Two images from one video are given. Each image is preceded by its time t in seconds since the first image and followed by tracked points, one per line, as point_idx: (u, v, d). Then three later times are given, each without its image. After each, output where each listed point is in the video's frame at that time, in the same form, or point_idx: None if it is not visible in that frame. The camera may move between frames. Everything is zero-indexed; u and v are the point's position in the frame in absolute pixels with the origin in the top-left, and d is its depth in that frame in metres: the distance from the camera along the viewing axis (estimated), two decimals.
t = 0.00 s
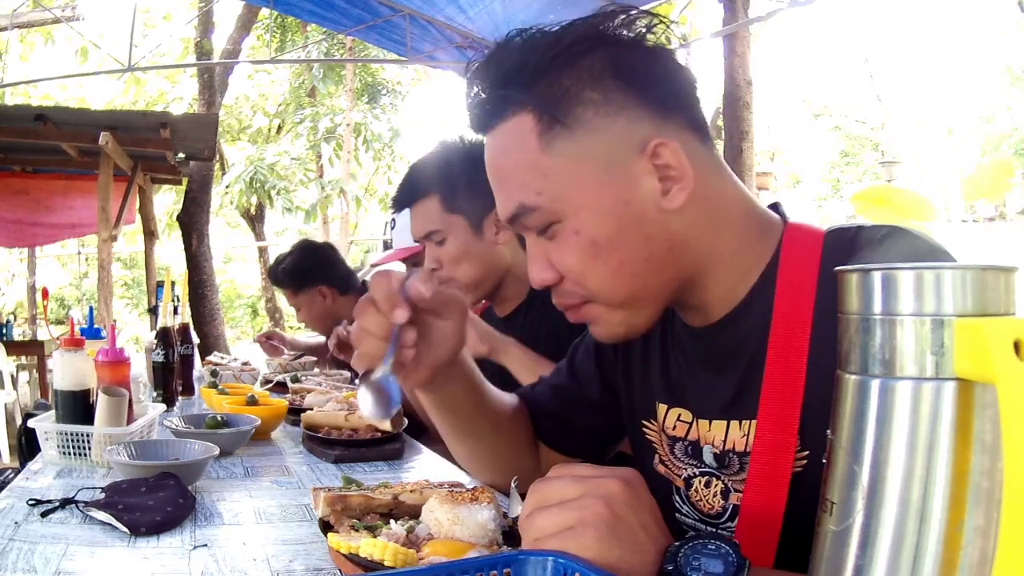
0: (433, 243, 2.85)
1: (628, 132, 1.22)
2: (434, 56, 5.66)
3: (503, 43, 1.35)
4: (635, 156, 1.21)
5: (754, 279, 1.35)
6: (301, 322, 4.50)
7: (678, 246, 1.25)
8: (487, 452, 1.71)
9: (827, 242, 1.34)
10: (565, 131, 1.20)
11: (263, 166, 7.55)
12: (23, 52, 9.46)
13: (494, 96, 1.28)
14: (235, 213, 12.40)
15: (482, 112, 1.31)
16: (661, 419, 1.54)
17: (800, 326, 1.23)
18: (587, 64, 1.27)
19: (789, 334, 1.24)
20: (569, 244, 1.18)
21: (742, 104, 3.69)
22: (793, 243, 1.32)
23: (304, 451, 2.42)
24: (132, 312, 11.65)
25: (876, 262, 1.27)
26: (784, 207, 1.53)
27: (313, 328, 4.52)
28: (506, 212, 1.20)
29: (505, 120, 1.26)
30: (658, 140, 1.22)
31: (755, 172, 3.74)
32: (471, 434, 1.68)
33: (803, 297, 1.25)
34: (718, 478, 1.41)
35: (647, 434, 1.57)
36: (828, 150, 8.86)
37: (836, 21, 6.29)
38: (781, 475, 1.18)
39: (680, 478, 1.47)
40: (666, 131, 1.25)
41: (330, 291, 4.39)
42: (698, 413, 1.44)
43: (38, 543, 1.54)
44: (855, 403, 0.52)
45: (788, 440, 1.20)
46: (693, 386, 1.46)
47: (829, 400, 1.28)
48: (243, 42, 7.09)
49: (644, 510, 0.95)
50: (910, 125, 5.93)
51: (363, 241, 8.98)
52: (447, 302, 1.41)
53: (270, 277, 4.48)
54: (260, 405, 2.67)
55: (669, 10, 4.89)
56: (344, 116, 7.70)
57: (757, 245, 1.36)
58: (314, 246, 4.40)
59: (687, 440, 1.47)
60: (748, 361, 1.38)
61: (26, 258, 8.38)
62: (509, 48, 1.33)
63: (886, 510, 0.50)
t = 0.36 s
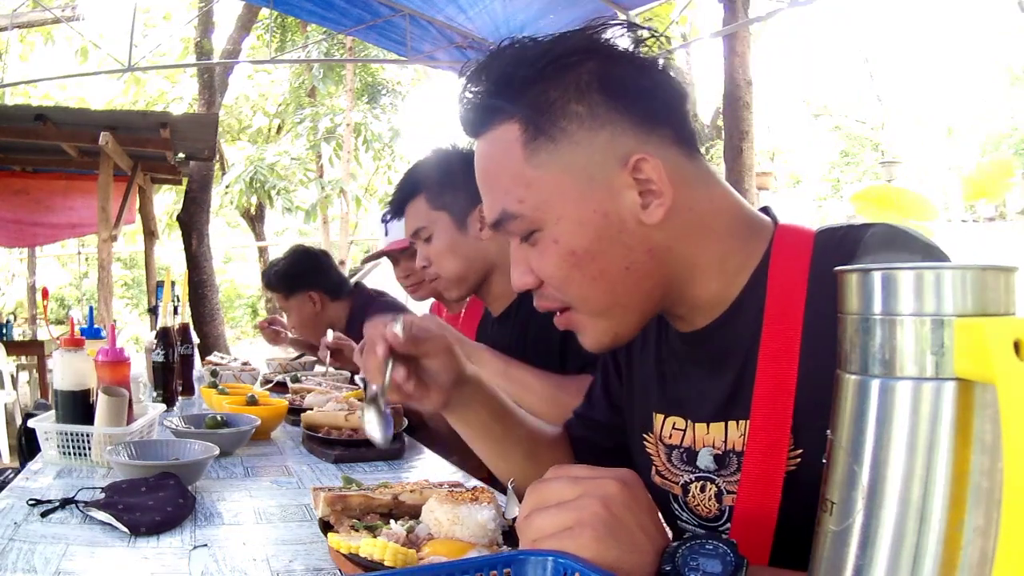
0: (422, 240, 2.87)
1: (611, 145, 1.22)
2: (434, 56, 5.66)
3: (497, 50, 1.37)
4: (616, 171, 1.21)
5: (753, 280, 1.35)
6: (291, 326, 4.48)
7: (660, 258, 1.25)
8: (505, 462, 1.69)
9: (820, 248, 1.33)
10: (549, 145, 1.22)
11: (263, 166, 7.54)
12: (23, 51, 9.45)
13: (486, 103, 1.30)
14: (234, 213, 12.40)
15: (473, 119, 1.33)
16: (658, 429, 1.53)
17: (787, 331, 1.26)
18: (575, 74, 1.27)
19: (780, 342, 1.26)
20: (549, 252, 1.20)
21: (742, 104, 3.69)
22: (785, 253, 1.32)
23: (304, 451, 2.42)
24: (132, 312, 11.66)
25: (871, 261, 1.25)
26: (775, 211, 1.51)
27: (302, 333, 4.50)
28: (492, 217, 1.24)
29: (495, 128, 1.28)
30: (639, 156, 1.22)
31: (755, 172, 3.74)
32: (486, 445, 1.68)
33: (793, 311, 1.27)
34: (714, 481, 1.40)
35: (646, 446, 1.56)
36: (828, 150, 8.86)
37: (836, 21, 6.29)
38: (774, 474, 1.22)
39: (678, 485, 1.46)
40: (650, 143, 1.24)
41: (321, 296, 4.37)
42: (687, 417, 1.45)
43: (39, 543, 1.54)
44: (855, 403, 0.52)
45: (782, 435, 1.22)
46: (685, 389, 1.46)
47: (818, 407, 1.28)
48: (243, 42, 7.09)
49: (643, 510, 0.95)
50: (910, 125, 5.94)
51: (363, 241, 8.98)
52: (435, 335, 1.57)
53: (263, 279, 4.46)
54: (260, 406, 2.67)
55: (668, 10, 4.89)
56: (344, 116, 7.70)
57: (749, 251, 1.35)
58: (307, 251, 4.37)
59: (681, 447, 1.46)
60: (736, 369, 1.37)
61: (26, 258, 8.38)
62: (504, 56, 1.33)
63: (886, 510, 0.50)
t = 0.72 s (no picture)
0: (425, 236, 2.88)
1: (604, 145, 1.22)
2: (434, 56, 5.65)
3: (486, 59, 1.37)
4: (610, 170, 1.21)
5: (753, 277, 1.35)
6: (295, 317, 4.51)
7: (658, 256, 1.24)
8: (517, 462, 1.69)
9: (819, 245, 1.33)
10: (542, 149, 1.22)
11: (263, 166, 7.54)
12: (23, 52, 9.45)
13: (477, 114, 1.30)
14: (235, 213, 12.40)
15: (466, 128, 1.34)
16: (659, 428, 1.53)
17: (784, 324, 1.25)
18: (564, 77, 1.28)
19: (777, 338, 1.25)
20: (548, 255, 1.21)
21: (741, 104, 3.69)
22: (781, 246, 1.31)
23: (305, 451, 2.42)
24: (132, 312, 11.66)
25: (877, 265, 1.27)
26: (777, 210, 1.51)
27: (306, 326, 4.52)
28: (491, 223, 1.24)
29: (487, 136, 1.29)
30: (632, 154, 1.22)
31: (755, 172, 3.74)
32: (498, 449, 1.71)
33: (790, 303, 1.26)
34: (711, 479, 1.40)
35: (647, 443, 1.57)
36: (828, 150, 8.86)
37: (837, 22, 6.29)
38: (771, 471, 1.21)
39: (677, 483, 1.47)
40: (644, 140, 1.24)
41: (327, 290, 4.41)
42: (686, 415, 1.45)
43: (39, 543, 1.54)
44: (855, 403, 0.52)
45: (778, 434, 1.23)
46: (686, 387, 1.46)
47: (814, 405, 1.28)
48: (243, 42, 7.09)
49: (644, 509, 0.95)
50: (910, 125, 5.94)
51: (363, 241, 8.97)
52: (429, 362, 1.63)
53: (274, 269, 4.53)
54: (260, 406, 2.67)
55: (668, 11, 4.89)
56: (344, 116, 7.70)
57: (746, 245, 1.35)
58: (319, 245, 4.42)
59: (680, 445, 1.47)
60: (734, 366, 1.37)
61: (26, 258, 8.38)
62: (493, 64, 1.34)
63: (886, 510, 0.50)
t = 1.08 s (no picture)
0: (424, 239, 2.88)
1: (619, 142, 1.22)
2: (434, 56, 5.65)
3: (500, 48, 1.37)
4: (624, 168, 1.21)
5: (757, 277, 1.35)
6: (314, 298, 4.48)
7: (670, 256, 1.24)
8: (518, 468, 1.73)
9: (826, 243, 1.33)
10: (557, 143, 1.22)
11: (263, 166, 7.55)
12: (24, 52, 9.45)
13: (489, 105, 1.30)
14: (235, 213, 12.41)
15: (478, 121, 1.34)
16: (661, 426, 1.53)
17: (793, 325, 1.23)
18: (579, 74, 1.28)
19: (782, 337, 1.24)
20: (558, 251, 1.21)
21: (741, 104, 3.69)
22: (788, 247, 1.31)
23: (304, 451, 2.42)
24: (132, 312, 11.67)
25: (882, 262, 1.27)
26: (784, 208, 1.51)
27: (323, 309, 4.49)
28: (501, 217, 1.25)
29: (500, 129, 1.29)
30: (647, 152, 1.22)
31: (755, 172, 3.73)
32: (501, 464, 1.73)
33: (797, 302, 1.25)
34: (715, 477, 1.40)
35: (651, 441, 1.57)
36: (828, 149, 8.85)
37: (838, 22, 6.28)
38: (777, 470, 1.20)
39: (680, 481, 1.47)
40: (658, 139, 1.24)
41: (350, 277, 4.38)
42: (691, 412, 1.45)
43: (38, 543, 1.54)
44: (855, 404, 0.52)
45: (785, 433, 1.21)
46: (693, 385, 1.45)
47: (817, 406, 1.28)
48: (243, 42, 7.09)
49: (645, 509, 0.95)
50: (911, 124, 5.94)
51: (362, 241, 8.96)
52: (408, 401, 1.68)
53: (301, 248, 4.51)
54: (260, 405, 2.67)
55: (668, 11, 4.88)
56: (344, 116, 7.70)
57: (756, 245, 1.35)
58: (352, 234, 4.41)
59: (683, 443, 1.47)
60: (742, 363, 1.37)
61: (27, 257, 8.38)
62: (506, 55, 1.34)
63: (886, 510, 0.50)
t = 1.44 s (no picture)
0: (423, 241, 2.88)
1: (621, 137, 1.22)
2: (434, 56, 5.65)
3: (504, 40, 1.36)
4: (625, 163, 1.21)
5: (758, 277, 1.35)
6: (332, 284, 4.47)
7: (669, 251, 1.25)
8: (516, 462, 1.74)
9: (826, 242, 1.33)
10: (559, 137, 1.22)
11: (263, 166, 7.55)
12: (24, 52, 9.44)
13: (494, 97, 1.29)
14: (235, 212, 12.41)
15: (481, 113, 1.33)
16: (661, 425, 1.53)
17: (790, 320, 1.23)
18: (583, 67, 1.27)
19: (781, 337, 1.24)
20: (557, 246, 1.22)
21: (742, 104, 3.69)
22: (788, 247, 1.31)
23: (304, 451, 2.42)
24: (132, 312, 11.67)
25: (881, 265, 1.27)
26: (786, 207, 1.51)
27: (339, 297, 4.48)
28: (502, 211, 1.25)
29: (502, 123, 1.28)
30: (649, 148, 1.21)
31: (755, 172, 3.73)
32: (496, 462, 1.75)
33: (798, 302, 1.24)
34: (717, 477, 1.40)
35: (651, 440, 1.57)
36: (829, 150, 8.84)
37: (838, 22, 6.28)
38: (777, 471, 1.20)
39: (680, 481, 1.47)
40: (661, 133, 1.23)
41: (372, 270, 4.38)
42: (690, 412, 1.45)
43: (39, 543, 1.54)
44: (855, 404, 0.52)
45: (783, 434, 1.21)
46: (691, 384, 1.46)
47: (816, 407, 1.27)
48: (243, 42, 7.09)
49: (645, 507, 0.95)
50: (911, 124, 5.93)
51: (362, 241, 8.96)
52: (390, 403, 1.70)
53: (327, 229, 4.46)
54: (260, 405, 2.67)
55: (669, 11, 4.87)
56: (344, 116, 7.69)
57: (756, 245, 1.35)
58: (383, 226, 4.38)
59: (683, 443, 1.47)
60: (741, 361, 1.37)
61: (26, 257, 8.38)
62: (510, 46, 1.33)
63: (886, 510, 0.50)
